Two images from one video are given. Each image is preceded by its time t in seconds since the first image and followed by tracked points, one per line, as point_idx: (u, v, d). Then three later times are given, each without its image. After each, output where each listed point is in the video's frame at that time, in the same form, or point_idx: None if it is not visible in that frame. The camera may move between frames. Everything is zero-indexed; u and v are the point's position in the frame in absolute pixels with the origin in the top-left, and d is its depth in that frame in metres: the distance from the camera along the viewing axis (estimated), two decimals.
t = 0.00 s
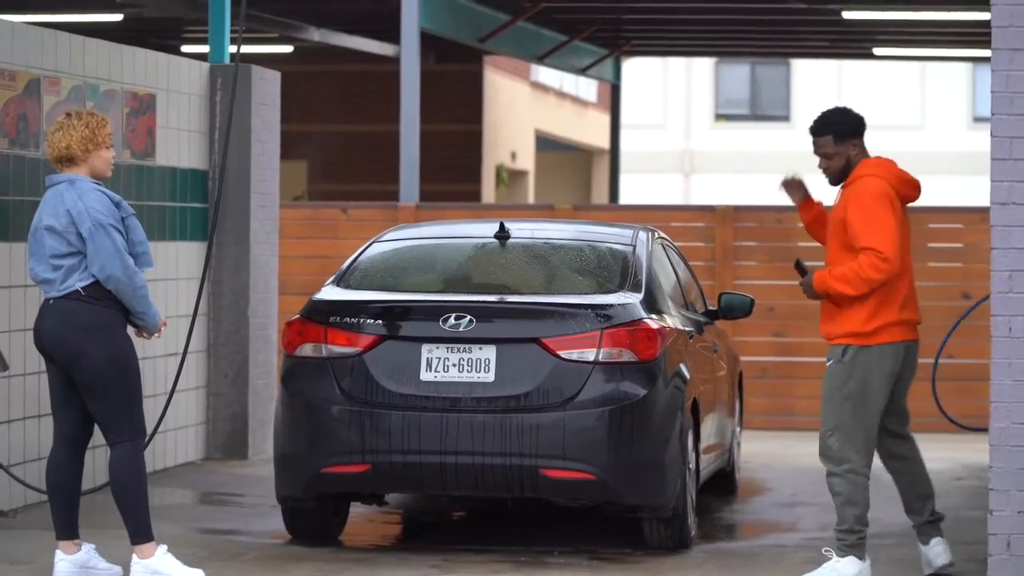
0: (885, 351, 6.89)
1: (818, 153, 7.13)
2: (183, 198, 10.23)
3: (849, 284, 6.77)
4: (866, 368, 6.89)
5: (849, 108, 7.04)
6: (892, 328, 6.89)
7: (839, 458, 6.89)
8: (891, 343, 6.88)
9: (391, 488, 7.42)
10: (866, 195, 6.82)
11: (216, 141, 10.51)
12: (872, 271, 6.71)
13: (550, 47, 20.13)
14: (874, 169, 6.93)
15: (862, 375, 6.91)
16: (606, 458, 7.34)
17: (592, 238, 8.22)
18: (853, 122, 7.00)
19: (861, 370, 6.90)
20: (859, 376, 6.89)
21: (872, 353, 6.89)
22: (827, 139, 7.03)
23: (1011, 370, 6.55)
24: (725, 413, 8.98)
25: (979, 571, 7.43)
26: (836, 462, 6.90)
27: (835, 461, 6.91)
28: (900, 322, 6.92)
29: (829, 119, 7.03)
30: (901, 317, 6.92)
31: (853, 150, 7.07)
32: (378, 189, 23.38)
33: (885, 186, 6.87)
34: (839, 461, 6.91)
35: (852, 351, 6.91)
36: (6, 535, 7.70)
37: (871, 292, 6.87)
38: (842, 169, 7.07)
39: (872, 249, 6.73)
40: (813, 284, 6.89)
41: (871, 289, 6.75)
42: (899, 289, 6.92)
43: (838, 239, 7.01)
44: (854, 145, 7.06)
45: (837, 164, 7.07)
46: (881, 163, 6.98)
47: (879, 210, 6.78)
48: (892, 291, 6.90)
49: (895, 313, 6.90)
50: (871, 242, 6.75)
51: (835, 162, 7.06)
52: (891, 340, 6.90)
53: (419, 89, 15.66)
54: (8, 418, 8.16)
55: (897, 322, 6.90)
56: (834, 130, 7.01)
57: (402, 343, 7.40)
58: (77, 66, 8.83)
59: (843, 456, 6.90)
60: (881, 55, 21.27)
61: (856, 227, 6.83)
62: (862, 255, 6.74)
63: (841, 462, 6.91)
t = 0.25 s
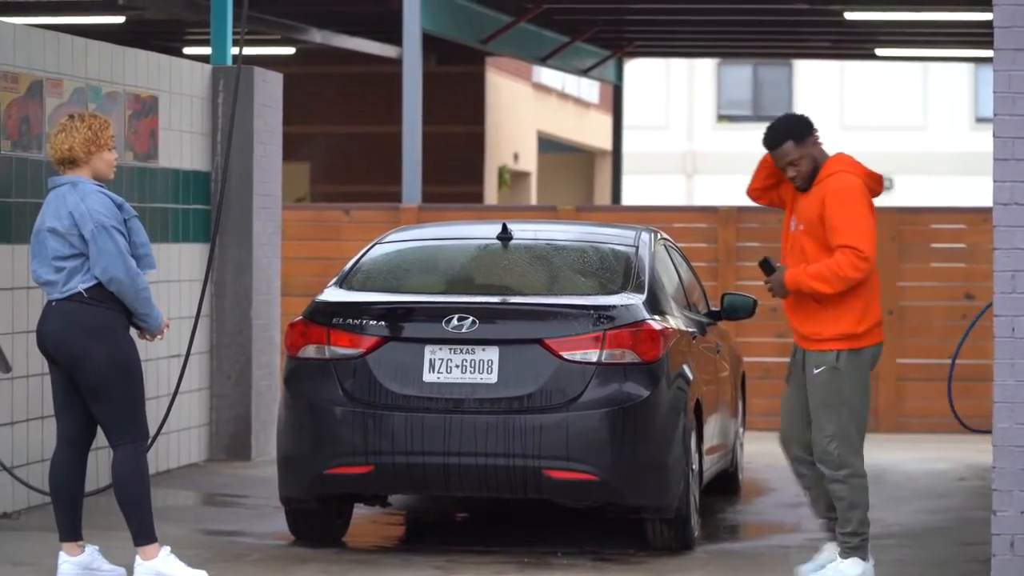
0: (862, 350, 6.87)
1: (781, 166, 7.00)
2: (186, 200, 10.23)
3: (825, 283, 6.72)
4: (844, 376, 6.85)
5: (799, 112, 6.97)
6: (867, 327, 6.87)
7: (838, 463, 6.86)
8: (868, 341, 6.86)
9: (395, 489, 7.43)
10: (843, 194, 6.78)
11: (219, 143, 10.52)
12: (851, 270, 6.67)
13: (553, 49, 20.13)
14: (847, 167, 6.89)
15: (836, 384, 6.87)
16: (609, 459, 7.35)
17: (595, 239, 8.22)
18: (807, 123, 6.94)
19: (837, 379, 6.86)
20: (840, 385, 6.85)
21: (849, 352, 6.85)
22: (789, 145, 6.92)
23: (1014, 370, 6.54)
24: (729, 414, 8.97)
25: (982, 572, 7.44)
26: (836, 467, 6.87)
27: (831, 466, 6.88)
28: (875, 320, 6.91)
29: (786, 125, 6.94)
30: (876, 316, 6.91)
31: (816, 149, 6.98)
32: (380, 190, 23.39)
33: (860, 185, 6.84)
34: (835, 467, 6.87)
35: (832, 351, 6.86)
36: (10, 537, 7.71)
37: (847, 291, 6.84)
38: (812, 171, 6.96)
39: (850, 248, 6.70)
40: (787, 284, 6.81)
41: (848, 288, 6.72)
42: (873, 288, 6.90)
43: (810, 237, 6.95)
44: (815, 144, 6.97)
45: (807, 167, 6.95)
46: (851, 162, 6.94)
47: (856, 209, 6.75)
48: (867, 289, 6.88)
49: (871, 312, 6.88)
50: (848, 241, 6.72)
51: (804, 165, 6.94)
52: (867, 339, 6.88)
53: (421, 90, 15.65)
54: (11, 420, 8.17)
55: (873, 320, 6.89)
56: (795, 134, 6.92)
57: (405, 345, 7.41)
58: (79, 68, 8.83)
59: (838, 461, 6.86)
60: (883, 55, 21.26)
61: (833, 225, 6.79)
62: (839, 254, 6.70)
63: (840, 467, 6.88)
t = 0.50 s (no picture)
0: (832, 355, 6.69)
1: (734, 174, 6.74)
2: (197, 199, 10.24)
3: (791, 287, 6.51)
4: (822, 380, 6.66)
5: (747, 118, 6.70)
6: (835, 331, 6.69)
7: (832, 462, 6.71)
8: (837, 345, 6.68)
9: (407, 488, 7.42)
10: (804, 196, 6.57)
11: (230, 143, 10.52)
12: (817, 274, 6.48)
13: (563, 47, 20.13)
14: (802, 170, 6.69)
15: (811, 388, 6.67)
16: (622, 457, 7.34)
17: (607, 238, 8.21)
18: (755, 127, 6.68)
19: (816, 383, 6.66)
20: (823, 391, 6.66)
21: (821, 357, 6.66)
22: (740, 152, 6.66)
23: None
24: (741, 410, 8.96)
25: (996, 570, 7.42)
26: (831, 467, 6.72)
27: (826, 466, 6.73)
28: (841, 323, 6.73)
29: (734, 132, 6.69)
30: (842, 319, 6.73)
31: (768, 153, 6.72)
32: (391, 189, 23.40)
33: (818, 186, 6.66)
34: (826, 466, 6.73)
35: (806, 357, 6.65)
36: (23, 536, 7.72)
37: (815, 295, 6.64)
38: (767, 177, 6.70)
39: (816, 250, 6.51)
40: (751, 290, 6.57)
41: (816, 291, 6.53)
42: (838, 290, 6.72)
43: (769, 243, 6.73)
44: (766, 149, 6.71)
45: (762, 173, 6.69)
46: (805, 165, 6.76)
47: (820, 211, 6.56)
48: (832, 291, 6.70)
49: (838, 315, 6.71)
50: (812, 243, 6.53)
51: (759, 171, 6.69)
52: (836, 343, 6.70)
53: (432, 89, 15.65)
54: (24, 420, 8.17)
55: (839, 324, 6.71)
56: (745, 140, 6.66)
57: (417, 344, 7.41)
58: (90, 67, 8.84)
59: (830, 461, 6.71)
60: (893, 54, 21.24)
61: (795, 229, 6.58)
62: (806, 257, 6.50)
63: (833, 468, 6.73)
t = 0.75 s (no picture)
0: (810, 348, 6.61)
1: (711, 171, 6.63)
2: (252, 199, 10.28)
3: (782, 278, 6.38)
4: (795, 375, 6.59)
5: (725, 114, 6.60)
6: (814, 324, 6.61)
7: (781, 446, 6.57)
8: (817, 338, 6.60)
9: (462, 488, 7.43)
10: (788, 188, 6.47)
11: (284, 143, 10.55)
12: (808, 263, 6.38)
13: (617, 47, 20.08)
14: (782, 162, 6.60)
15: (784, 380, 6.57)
16: (677, 458, 7.32)
17: (661, 238, 8.17)
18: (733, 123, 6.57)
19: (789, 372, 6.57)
20: (791, 384, 6.56)
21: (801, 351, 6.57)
22: (717, 149, 6.55)
23: None
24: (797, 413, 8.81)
25: None
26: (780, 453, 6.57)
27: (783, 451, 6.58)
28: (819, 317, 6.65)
29: (711, 128, 6.58)
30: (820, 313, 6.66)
31: (745, 150, 6.62)
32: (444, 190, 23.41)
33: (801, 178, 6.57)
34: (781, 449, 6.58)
35: (784, 350, 6.56)
36: (79, 535, 7.76)
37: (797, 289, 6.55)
38: (745, 173, 6.60)
39: (806, 240, 6.42)
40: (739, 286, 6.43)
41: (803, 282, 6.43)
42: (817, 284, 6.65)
43: (751, 236, 6.62)
44: (743, 145, 6.61)
45: (739, 170, 6.58)
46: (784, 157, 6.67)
47: (807, 203, 6.48)
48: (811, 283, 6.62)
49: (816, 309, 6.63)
50: (799, 234, 6.44)
51: (736, 168, 6.58)
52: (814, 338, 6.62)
53: (486, 89, 15.64)
54: (79, 419, 8.21)
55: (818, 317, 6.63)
56: (721, 136, 6.55)
57: (471, 344, 7.41)
58: (146, 67, 8.88)
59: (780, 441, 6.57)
60: (950, 54, 21.08)
61: (779, 221, 6.48)
62: (795, 248, 6.40)
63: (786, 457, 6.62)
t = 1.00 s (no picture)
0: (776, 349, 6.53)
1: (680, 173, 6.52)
2: (289, 200, 10.30)
3: (750, 286, 6.30)
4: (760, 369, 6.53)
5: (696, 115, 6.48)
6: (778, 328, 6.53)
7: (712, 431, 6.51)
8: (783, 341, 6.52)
9: (500, 488, 7.44)
10: (759, 194, 6.38)
11: (320, 143, 10.58)
12: (777, 272, 6.30)
13: (652, 48, 20.04)
14: (752, 165, 6.49)
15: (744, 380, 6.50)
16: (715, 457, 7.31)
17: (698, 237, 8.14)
18: (703, 126, 6.46)
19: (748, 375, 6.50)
20: (741, 379, 6.47)
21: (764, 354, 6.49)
22: (687, 152, 6.45)
23: None
24: (835, 413, 8.73)
25: None
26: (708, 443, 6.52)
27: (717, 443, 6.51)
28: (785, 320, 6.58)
29: (682, 131, 6.46)
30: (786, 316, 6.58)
31: (715, 152, 6.51)
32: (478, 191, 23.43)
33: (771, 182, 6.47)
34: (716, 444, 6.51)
35: (744, 352, 6.48)
36: (119, 535, 7.78)
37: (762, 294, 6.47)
38: (714, 176, 6.49)
39: (775, 248, 6.32)
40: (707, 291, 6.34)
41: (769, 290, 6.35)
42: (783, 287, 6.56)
43: (718, 237, 6.52)
44: (714, 148, 6.50)
45: (709, 173, 6.48)
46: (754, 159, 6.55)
47: (777, 209, 6.38)
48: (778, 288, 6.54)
49: (782, 312, 6.55)
50: (768, 240, 6.35)
51: (706, 171, 6.47)
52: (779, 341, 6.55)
53: (521, 89, 15.65)
54: (118, 419, 8.24)
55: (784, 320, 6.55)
56: (692, 139, 6.44)
57: (508, 343, 7.41)
58: (183, 68, 8.90)
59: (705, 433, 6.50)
60: (986, 53, 20.98)
61: (749, 226, 6.39)
62: (764, 255, 6.31)
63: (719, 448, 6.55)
